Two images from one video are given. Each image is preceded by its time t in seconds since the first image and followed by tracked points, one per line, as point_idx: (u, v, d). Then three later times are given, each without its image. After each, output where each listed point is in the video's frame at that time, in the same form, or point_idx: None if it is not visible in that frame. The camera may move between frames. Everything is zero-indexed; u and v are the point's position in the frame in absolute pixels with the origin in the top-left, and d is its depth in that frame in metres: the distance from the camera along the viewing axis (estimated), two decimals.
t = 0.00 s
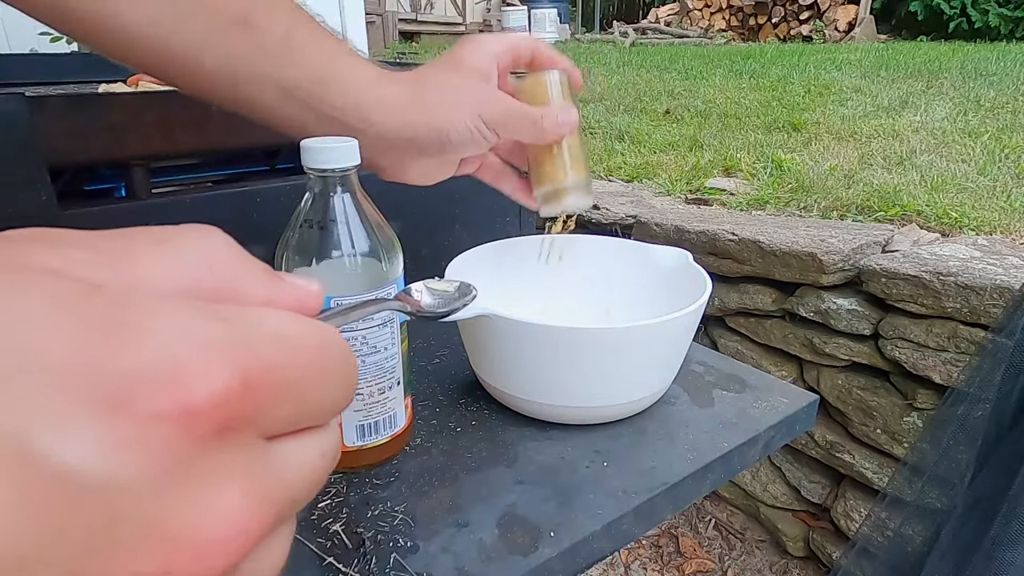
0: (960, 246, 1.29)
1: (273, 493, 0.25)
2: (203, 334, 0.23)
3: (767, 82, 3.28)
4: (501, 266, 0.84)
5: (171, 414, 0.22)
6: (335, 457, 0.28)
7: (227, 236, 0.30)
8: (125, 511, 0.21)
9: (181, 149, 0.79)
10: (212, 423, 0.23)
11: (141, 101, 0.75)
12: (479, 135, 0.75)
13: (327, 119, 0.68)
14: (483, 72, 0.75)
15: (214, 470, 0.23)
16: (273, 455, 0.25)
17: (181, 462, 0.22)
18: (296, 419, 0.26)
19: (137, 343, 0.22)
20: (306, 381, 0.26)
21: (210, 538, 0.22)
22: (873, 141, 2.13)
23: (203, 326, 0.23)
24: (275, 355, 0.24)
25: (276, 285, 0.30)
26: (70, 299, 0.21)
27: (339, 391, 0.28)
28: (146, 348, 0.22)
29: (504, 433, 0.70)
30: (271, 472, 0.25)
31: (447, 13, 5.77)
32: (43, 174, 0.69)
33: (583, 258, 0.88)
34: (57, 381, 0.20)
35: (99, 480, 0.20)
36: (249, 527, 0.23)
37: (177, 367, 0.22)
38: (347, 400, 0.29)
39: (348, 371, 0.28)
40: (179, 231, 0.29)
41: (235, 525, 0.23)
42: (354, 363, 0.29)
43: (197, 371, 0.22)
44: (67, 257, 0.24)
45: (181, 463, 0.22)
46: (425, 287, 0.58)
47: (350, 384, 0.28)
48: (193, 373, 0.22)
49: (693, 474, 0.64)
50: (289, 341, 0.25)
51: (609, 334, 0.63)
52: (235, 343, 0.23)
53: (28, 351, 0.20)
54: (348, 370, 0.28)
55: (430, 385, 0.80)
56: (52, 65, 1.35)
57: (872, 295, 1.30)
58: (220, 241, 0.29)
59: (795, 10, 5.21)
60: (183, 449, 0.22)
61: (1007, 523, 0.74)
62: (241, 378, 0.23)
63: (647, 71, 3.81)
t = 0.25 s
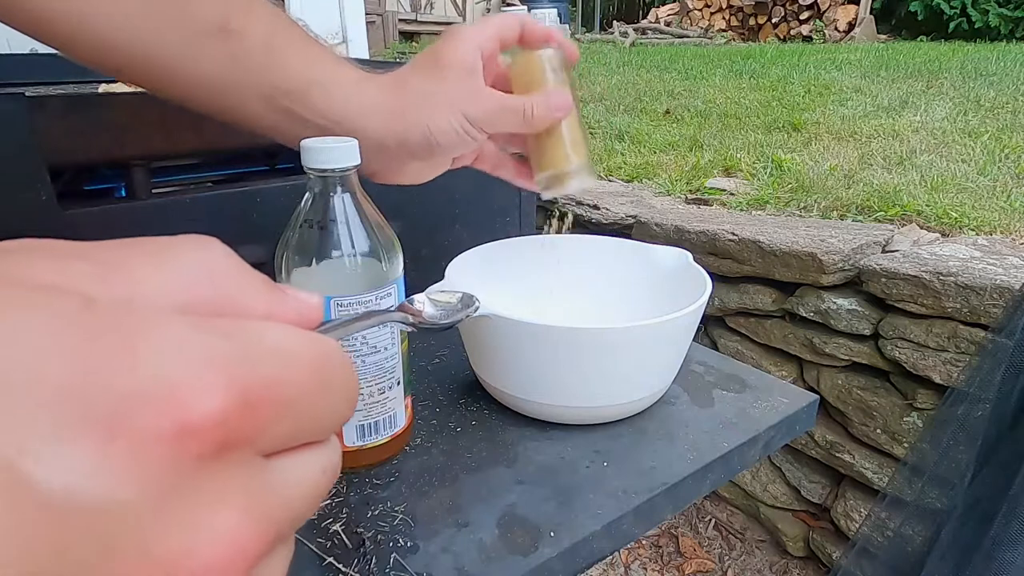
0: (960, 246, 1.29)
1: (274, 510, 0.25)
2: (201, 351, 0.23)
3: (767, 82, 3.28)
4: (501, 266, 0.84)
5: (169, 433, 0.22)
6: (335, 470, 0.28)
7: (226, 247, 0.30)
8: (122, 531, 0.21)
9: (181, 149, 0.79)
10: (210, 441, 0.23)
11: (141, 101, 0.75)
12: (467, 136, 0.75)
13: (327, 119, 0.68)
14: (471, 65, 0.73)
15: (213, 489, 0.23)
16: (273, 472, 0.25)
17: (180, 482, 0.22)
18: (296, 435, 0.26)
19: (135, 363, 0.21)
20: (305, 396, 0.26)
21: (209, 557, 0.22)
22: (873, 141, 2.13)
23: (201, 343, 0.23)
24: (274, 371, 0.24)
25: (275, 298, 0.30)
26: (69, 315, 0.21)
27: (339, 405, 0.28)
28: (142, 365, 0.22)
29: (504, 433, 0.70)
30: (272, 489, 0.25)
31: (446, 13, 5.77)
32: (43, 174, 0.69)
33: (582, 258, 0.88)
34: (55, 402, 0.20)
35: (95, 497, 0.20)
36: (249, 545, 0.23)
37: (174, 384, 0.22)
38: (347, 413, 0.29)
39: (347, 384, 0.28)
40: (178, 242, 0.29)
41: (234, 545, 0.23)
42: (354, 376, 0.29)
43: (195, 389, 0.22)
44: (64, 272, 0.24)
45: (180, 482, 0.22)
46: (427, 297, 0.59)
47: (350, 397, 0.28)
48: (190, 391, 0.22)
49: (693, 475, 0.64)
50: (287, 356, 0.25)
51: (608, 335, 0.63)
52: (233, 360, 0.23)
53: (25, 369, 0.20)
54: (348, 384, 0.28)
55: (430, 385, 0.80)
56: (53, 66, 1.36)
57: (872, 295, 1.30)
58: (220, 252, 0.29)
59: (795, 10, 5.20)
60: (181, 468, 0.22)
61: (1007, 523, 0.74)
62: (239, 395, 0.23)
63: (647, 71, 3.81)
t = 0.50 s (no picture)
0: (960, 246, 1.29)
1: (251, 496, 0.25)
2: (173, 333, 0.23)
3: (767, 82, 3.28)
4: (501, 267, 0.84)
5: (141, 415, 0.22)
6: (315, 457, 0.28)
7: (202, 236, 0.30)
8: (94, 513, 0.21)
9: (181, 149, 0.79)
10: (185, 425, 0.23)
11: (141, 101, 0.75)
12: (467, 141, 0.75)
13: (328, 119, 0.68)
14: (470, 75, 0.74)
15: (187, 473, 0.23)
16: (252, 456, 0.25)
17: (152, 465, 0.22)
18: (273, 420, 0.26)
19: (107, 343, 0.21)
20: (283, 383, 0.26)
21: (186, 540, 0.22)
22: (872, 141, 2.13)
23: (176, 326, 0.23)
24: (249, 354, 0.24)
25: (255, 285, 0.30)
26: (43, 298, 0.21)
27: (318, 392, 0.28)
28: (119, 349, 0.21)
29: (504, 433, 0.70)
30: (249, 475, 0.25)
31: (446, 13, 5.77)
32: (42, 174, 0.69)
33: (583, 259, 0.88)
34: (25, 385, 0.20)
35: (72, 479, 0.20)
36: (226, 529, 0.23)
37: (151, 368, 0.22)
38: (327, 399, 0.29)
39: (326, 370, 0.28)
40: (157, 231, 0.28)
41: (207, 529, 0.23)
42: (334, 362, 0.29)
43: (167, 371, 0.22)
44: (39, 256, 0.24)
45: (152, 465, 0.22)
46: (403, 290, 0.53)
47: (330, 384, 0.28)
48: (166, 372, 0.22)
49: (693, 474, 0.64)
50: (265, 340, 0.25)
51: (607, 335, 0.63)
52: (211, 342, 0.23)
53: None
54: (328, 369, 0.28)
55: (430, 385, 0.80)
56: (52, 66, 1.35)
57: (872, 295, 1.30)
58: (196, 241, 0.29)
59: (795, 10, 5.20)
60: (154, 451, 0.22)
61: (1007, 523, 0.74)
62: (213, 378, 0.23)
63: (647, 71, 3.81)
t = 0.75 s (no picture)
0: (960, 246, 1.29)
1: (241, 521, 0.24)
2: (162, 359, 0.22)
3: (767, 82, 3.28)
4: (501, 267, 0.84)
5: (127, 445, 0.21)
6: (309, 479, 0.28)
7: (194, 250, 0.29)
8: (76, 546, 0.20)
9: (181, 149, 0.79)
10: (171, 452, 0.22)
11: (141, 101, 0.75)
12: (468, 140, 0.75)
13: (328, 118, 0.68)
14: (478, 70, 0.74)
15: (173, 500, 0.22)
16: (243, 480, 0.25)
17: (138, 494, 0.21)
18: (265, 444, 0.25)
19: (93, 371, 0.21)
20: (276, 404, 0.25)
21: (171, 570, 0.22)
22: (872, 141, 2.13)
23: (163, 350, 0.22)
24: (239, 380, 0.24)
25: (247, 303, 0.29)
26: (26, 323, 0.21)
27: (311, 411, 0.27)
28: (101, 374, 0.21)
29: (505, 432, 0.70)
30: (240, 500, 0.24)
31: (446, 12, 5.77)
32: (42, 173, 0.69)
33: (582, 258, 0.88)
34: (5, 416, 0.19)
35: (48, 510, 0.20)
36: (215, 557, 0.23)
37: (134, 394, 0.21)
38: (321, 418, 0.28)
39: (320, 389, 0.28)
40: (149, 246, 0.28)
41: (195, 560, 0.22)
42: (328, 382, 0.28)
43: (154, 399, 0.22)
44: (25, 277, 0.24)
45: (138, 495, 0.22)
46: (404, 301, 0.53)
47: (324, 403, 0.28)
48: (150, 399, 0.22)
49: (693, 474, 0.64)
50: (255, 363, 0.24)
51: (607, 335, 0.63)
52: (198, 365, 0.23)
53: None
54: (322, 389, 0.28)
55: (431, 385, 0.80)
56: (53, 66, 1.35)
57: (872, 295, 1.30)
58: (188, 256, 0.28)
59: (795, 10, 5.20)
60: (140, 480, 0.22)
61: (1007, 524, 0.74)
62: (202, 405, 0.23)
63: (647, 71, 3.81)
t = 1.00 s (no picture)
0: (960, 246, 1.29)
1: (239, 509, 0.24)
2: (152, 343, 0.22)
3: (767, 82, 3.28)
4: (501, 267, 0.84)
5: (118, 431, 0.21)
6: (309, 469, 0.28)
7: (189, 240, 0.30)
8: (66, 530, 0.20)
9: (182, 149, 0.79)
10: (165, 437, 0.22)
11: (141, 101, 0.75)
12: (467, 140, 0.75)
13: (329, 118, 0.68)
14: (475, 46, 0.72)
15: (167, 486, 0.22)
16: (240, 467, 0.25)
17: (129, 479, 0.21)
18: (261, 432, 0.25)
19: (84, 358, 0.21)
20: (273, 389, 0.25)
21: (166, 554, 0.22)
22: (873, 141, 2.13)
23: (156, 335, 0.23)
24: (231, 364, 0.24)
25: (243, 291, 0.29)
26: (19, 310, 0.21)
27: (309, 398, 0.27)
28: (93, 359, 0.21)
29: (505, 432, 0.70)
30: (237, 486, 0.24)
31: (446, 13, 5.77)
32: (43, 174, 0.69)
33: (582, 259, 0.88)
34: None
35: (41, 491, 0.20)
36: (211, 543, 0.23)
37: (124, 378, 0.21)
38: (320, 406, 0.28)
39: (318, 377, 0.27)
40: (144, 232, 0.28)
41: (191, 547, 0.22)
42: (326, 372, 0.28)
43: (147, 383, 0.22)
44: (16, 264, 0.24)
45: (128, 479, 0.21)
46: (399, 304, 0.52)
47: (322, 391, 0.28)
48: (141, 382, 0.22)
49: (692, 474, 0.64)
50: (249, 348, 0.24)
51: (607, 335, 0.63)
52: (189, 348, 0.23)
53: None
54: (320, 376, 0.28)
55: (431, 385, 0.80)
56: (53, 66, 1.36)
57: (872, 295, 1.30)
58: (180, 244, 0.29)
59: (795, 10, 5.20)
60: (130, 465, 0.22)
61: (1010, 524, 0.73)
62: (195, 388, 0.23)
63: (647, 71, 3.81)
